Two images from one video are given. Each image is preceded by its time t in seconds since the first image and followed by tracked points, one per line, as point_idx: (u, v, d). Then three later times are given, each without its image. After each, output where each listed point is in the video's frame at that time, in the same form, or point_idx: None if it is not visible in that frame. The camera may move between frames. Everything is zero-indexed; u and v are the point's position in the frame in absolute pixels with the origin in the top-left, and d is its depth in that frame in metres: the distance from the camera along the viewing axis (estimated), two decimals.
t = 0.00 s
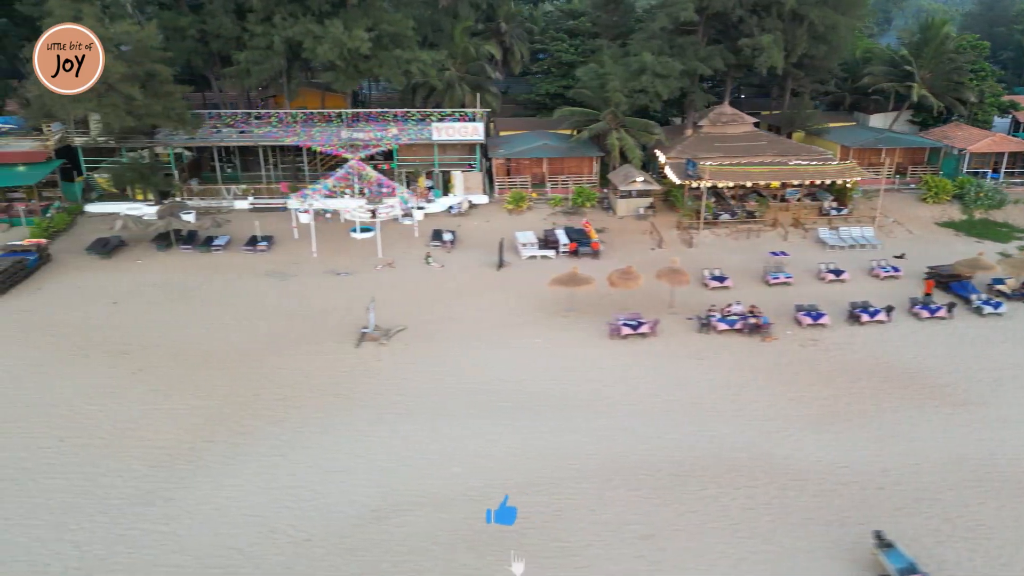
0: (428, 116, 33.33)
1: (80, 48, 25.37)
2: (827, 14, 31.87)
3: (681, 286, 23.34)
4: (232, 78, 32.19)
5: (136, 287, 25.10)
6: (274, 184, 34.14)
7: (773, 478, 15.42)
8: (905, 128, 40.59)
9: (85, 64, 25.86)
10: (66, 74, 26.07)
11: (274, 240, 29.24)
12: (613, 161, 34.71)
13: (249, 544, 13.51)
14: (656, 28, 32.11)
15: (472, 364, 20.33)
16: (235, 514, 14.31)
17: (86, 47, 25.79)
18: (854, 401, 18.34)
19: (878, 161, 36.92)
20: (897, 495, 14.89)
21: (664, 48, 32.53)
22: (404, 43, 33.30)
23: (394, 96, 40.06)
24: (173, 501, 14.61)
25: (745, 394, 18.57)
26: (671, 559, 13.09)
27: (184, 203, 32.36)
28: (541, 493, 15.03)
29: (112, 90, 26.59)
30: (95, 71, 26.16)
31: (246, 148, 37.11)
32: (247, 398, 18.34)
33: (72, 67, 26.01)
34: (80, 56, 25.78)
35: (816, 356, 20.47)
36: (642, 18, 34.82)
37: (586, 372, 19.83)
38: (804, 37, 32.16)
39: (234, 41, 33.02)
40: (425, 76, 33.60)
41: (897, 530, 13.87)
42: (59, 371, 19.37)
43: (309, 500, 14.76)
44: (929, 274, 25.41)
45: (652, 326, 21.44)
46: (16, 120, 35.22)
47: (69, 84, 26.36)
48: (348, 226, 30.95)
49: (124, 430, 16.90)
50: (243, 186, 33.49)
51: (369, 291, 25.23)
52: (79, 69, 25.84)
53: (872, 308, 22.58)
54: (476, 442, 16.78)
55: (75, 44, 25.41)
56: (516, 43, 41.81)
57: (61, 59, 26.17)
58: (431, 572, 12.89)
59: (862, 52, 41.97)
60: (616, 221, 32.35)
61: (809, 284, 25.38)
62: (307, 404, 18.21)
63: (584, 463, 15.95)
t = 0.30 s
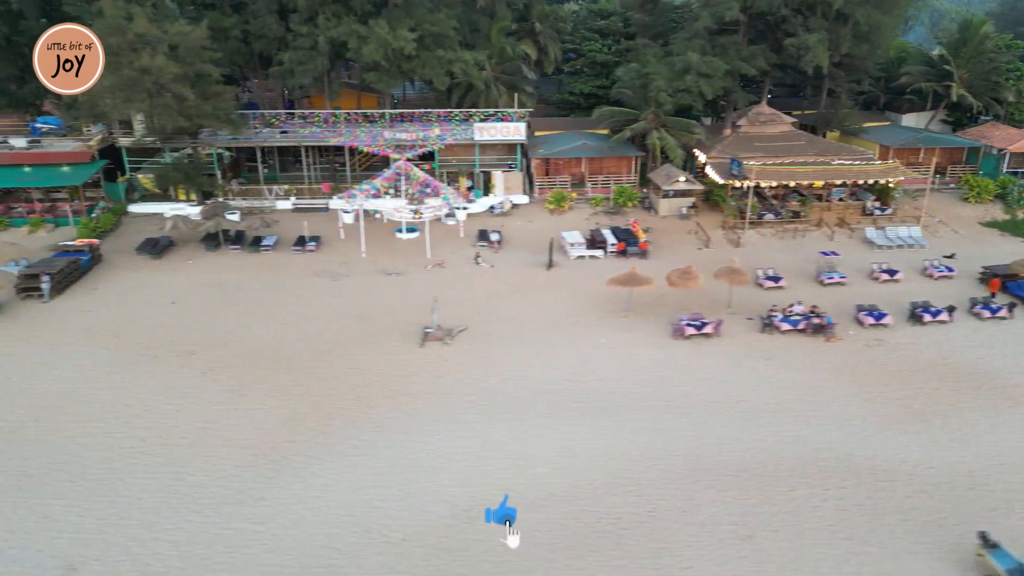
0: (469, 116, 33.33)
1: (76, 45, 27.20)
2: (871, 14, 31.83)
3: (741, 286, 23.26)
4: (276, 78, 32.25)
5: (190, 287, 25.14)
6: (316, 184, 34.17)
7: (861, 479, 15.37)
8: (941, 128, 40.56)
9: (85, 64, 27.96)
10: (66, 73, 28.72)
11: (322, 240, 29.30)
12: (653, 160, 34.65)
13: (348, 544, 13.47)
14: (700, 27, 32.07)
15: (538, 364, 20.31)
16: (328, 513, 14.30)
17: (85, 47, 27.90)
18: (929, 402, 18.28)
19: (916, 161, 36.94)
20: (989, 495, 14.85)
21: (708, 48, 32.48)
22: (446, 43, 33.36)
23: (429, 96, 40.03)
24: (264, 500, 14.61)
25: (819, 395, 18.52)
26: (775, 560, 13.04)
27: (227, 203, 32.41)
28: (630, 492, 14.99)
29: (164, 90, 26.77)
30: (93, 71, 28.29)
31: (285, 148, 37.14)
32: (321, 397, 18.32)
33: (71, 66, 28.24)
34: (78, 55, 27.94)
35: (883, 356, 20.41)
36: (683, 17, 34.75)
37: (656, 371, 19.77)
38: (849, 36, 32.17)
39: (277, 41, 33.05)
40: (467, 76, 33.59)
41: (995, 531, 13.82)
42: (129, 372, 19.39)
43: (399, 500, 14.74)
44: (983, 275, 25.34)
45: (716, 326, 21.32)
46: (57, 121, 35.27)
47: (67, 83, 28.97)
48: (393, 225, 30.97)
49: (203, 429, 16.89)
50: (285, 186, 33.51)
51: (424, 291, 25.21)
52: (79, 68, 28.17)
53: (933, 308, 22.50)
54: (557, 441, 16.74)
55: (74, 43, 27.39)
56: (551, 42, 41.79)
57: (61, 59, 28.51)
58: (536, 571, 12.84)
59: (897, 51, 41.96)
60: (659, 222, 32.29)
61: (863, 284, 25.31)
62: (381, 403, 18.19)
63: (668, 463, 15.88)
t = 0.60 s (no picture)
0: (508, 116, 33.29)
1: (77, 45, 30.11)
2: (912, 14, 31.82)
3: (794, 286, 23.21)
4: (316, 78, 32.28)
5: (240, 287, 25.20)
6: (354, 184, 34.21)
7: (942, 480, 15.33)
8: (975, 128, 40.44)
9: (85, 64, 31.31)
10: (66, 73, 31.64)
11: (365, 240, 29.34)
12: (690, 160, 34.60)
13: (437, 544, 13.45)
14: (740, 27, 32.05)
15: (599, 364, 20.28)
16: (411, 513, 14.28)
17: (85, 47, 31.04)
18: (998, 402, 18.23)
19: (952, 161, 36.87)
20: None
21: (747, 48, 32.46)
22: (484, 43, 33.35)
23: (462, 96, 39.97)
24: (347, 500, 14.62)
25: (886, 395, 18.47)
26: (868, 561, 13.02)
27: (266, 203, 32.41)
28: (712, 493, 14.94)
29: (212, 91, 26.79)
30: (92, 70, 31.88)
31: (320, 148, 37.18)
32: (388, 398, 18.31)
33: (72, 66, 31.28)
34: (79, 55, 31.04)
35: (945, 356, 20.35)
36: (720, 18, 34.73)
37: (719, 371, 19.73)
38: (889, 36, 32.20)
39: (315, 42, 33.07)
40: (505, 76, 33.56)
41: None
42: (192, 372, 19.41)
43: (482, 499, 14.72)
44: None
45: (774, 327, 21.28)
46: (93, 121, 35.26)
47: (67, 82, 32.06)
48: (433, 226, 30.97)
49: (275, 430, 16.92)
50: (324, 186, 33.55)
51: (473, 290, 25.19)
52: (79, 68, 31.41)
53: (990, 308, 22.42)
54: (630, 442, 16.70)
55: (77, 44, 30.35)
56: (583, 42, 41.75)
57: (60, 59, 31.25)
58: (630, 572, 12.82)
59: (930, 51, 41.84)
60: (698, 222, 32.25)
61: (914, 284, 25.25)
62: (449, 403, 18.20)
63: (745, 464, 15.82)
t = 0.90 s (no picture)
0: (545, 116, 33.18)
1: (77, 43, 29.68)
2: (954, 13, 31.80)
3: (848, 286, 23.17)
4: (355, 78, 32.31)
5: (290, 287, 25.24)
6: (391, 184, 34.27)
7: (1022, 480, 15.30)
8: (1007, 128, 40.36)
9: (84, 65, 31.06)
10: (65, 73, 31.44)
11: (408, 240, 29.36)
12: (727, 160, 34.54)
13: (526, 544, 13.42)
14: (780, 26, 32.11)
15: (660, 363, 20.23)
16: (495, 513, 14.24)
17: (85, 47, 30.83)
18: None
19: (987, 160, 36.81)
20: None
21: (787, 47, 32.47)
22: (522, 43, 33.32)
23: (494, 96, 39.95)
24: (429, 500, 14.61)
25: (953, 395, 18.42)
26: (962, 562, 13.01)
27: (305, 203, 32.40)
28: (794, 492, 14.90)
29: (259, 90, 26.85)
30: (92, 70, 31.78)
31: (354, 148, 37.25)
32: (455, 398, 18.29)
33: (71, 65, 30.90)
34: (79, 54, 30.75)
35: (1006, 356, 20.30)
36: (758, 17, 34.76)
37: (781, 371, 19.69)
38: (930, 36, 32.25)
39: (354, 42, 33.09)
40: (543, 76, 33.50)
41: None
42: (254, 372, 19.44)
43: (564, 499, 14.69)
44: None
45: (832, 327, 21.24)
46: (129, 121, 35.27)
47: (66, 83, 31.69)
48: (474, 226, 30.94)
49: (347, 429, 16.94)
50: (362, 186, 33.60)
51: (522, 290, 25.16)
52: (78, 68, 31.05)
53: None
54: (703, 441, 16.65)
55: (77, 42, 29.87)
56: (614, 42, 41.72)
57: (59, 58, 30.98)
58: (725, 572, 12.79)
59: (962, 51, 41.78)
60: (738, 221, 32.21)
61: (963, 284, 25.20)
62: (516, 403, 18.18)
63: (822, 463, 15.79)
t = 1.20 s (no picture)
0: (586, 115, 33.12)
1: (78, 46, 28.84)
2: (998, 13, 31.77)
3: (906, 286, 23.10)
4: (397, 78, 32.31)
5: (342, 287, 25.24)
6: (432, 184, 34.27)
7: None
8: None
9: (84, 64, 30.03)
10: (66, 73, 30.44)
11: (454, 241, 29.34)
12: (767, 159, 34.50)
13: (623, 544, 13.35)
14: (823, 26, 32.09)
15: (726, 363, 20.15)
16: (586, 513, 14.19)
17: (85, 47, 29.90)
18: None
19: None
20: None
21: (829, 47, 32.45)
22: (564, 43, 33.26)
23: (528, 96, 39.92)
24: (517, 500, 14.55)
25: None
26: None
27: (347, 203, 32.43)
28: (883, 493, 14.82)
29: (310, 91, 26.86)
30: (92, 70, 30.81)
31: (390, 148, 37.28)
32: (526, 398, 18.23)
33: (72, 66, 30.07)
34: (79, 55, 29.89)
35: None
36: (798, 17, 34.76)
37: (849, 371, 19.63)
38: (973, 35, 32.26)
39: (395, 42, 33.10)
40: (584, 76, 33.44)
41: None
42: (322, 372, 19.46)
43: (653, 499, 14.64)
44: None
45: (896, 327, 21.17)
46: (168, 121, 35.30)
47: (67, 83, 30.92)
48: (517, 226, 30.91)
49: (424, 429, 16.92)
50: (403, 186, 33.62)
51: (575, 290, 25.13)
52: (78, 68, 30.15)
53: None
54: (783, 442, 16.59)
55: (77, 43, 28.87)
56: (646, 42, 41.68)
57: (60, 58, 30.06)
58: (827, 573, 12.73)
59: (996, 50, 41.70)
60: (780, 221, 32.18)
61: (1018, 284, 25.11)
62: (587, 403, 18.14)
63: (906, 464, 15.73)
